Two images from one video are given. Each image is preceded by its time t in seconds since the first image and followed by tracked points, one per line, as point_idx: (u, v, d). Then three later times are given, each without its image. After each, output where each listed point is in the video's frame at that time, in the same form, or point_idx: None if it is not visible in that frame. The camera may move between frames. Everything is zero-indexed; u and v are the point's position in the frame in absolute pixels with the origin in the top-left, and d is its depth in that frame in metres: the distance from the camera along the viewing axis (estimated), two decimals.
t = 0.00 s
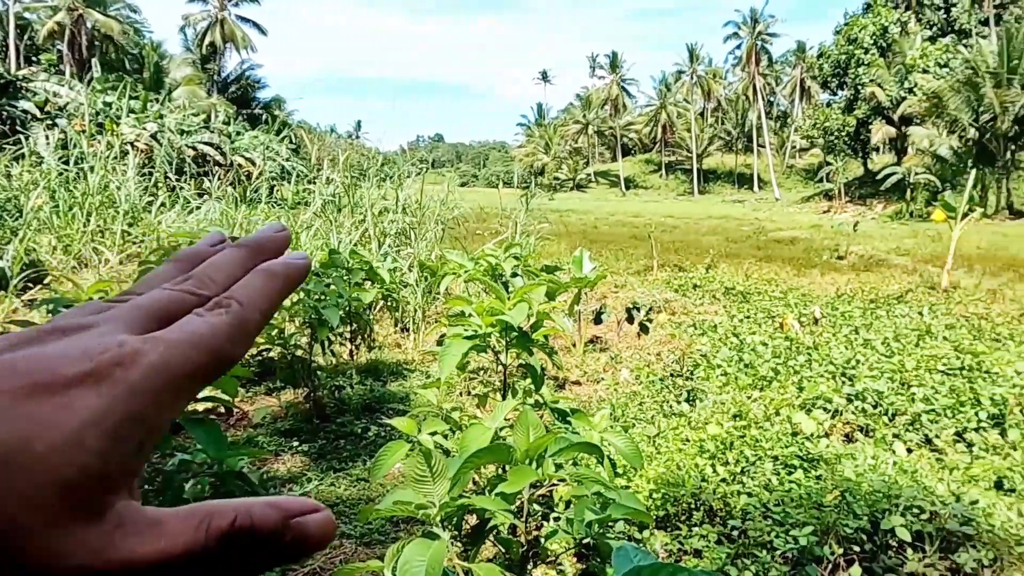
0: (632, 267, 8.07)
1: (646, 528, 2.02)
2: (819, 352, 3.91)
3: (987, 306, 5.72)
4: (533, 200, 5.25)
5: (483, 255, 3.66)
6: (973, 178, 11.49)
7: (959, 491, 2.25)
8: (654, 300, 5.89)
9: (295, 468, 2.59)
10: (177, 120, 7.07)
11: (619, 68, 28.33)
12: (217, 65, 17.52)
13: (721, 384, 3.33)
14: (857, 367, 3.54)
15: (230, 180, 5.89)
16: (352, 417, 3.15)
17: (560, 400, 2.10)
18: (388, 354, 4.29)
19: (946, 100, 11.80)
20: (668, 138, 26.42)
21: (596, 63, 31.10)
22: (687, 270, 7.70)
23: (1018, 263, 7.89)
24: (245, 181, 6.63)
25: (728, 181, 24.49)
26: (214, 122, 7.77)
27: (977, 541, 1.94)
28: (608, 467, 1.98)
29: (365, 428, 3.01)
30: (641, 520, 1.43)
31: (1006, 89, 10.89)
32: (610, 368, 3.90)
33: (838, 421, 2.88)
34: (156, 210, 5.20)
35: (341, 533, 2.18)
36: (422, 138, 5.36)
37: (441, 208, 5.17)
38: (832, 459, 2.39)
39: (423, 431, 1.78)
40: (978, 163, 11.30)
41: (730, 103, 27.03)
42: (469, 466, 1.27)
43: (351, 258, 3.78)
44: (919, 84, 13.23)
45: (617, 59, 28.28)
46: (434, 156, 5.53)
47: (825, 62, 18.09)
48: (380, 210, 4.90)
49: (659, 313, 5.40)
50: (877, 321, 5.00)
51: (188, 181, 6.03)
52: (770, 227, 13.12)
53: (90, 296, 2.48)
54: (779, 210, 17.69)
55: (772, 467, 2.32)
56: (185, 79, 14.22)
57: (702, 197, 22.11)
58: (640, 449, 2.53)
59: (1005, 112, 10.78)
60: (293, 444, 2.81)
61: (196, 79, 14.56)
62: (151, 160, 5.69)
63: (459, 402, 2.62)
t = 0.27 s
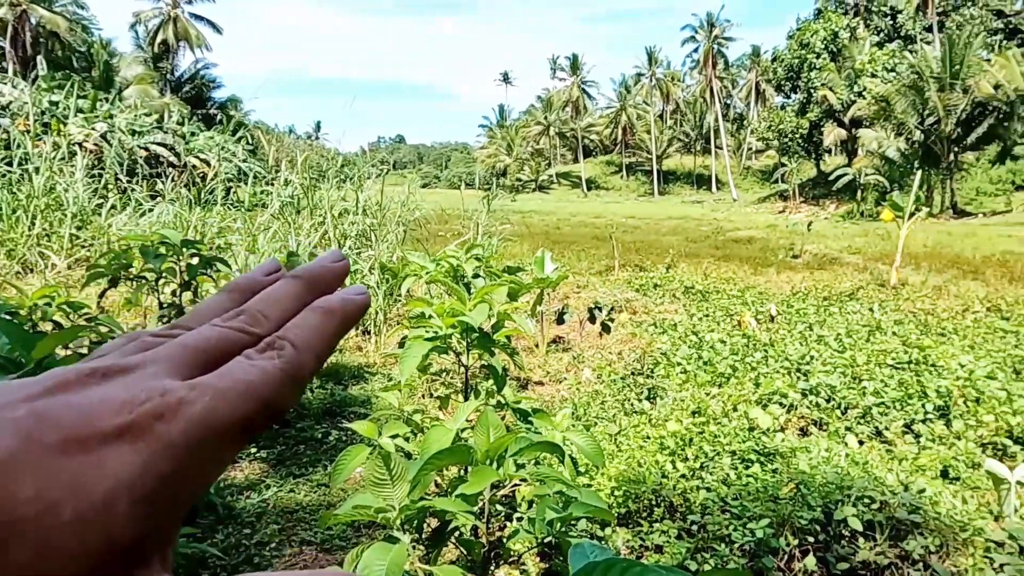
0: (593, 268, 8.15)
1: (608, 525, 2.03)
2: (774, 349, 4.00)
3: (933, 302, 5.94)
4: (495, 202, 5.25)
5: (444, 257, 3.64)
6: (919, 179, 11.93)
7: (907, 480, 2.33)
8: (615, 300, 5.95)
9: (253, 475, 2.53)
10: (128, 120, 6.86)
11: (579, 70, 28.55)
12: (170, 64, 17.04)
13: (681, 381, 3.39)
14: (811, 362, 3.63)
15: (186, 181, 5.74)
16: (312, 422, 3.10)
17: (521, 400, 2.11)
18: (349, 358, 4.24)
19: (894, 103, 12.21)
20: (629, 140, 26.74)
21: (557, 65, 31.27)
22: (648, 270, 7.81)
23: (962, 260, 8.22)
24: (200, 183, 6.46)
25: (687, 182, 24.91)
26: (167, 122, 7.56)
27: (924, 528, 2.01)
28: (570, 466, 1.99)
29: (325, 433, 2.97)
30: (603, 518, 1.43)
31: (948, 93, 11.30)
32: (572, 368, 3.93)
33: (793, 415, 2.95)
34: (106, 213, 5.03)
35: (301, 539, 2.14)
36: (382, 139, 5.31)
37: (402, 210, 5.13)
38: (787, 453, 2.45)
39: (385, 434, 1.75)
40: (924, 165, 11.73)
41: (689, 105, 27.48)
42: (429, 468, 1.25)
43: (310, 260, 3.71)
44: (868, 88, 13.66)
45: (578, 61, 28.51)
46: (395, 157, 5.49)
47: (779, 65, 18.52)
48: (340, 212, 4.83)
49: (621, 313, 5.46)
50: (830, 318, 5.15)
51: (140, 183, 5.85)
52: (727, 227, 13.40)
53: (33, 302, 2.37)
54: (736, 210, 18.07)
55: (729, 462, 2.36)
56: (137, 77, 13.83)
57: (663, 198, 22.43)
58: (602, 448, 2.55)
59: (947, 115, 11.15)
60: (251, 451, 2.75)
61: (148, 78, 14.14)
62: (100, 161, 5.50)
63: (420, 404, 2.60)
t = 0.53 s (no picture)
0: (556, 269, 8.17)
1: (567, 524, 2.05)
2: (731, 346, 4.09)
3: (882, 298, 6.14)
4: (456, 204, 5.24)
5: (404, 258, 3.62)
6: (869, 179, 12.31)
7: (856, 471, 2.41)
8: (577, 300, 5.98)
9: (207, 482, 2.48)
10: (75, 119, 6.61)
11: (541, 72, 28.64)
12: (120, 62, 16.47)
13: (640, 379, 3.43)
14: (766, 359, 3.72)
15: (137, 183, 5.57)
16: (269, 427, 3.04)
17: (480, 401, 2.11)
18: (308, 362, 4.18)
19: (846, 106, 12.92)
20: (590, 141, 26.96)
21: (518, 67, 31.31)
22: (609, 270, 7.87)
23: (909, 258, 8.51)
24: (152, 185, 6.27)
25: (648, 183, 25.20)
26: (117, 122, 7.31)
27: (871, 517, 2.08)
28: (529, 465, 2.00)
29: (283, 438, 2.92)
30: (561, 516, 1.44)
31: (895, 97, 11.87)
32: (534, 368, 3.94)
33: (747, 411, 3.02)
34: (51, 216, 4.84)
35: (258, 547, 2.10)
36: (342, 140, 5.25)
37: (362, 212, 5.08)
38: (742, 447, 2.50)
39: (342, 437, 1.73)
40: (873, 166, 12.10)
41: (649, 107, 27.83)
42: (385, 470, 1.24)
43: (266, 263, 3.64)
44: (821, 91, 14.04)
45: (539, 63, 28.61)
46: (355, 159, 5.43)
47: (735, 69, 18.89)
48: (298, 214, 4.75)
49: (582, 313, 5.49)
50: (785, 315, 5.28)
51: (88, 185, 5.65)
52: (687, 227, 13.62)
53: None
54: (696, 211, 18.36)
55: (686, 457, 2.40)
56: (84, 76, 13.35)
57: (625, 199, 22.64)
58: (561, 446, 2.57)
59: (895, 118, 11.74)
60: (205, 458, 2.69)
61: (97, 76, 13.66)
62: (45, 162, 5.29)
63: (380, 408, 2.58)
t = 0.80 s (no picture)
0: (521, 269, 8.22)
1: (530, 522, 2.07)
2: (692, 344, 4.15)
3: (837, 296, 6.32)
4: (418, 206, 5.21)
5: (366, 260, 3.57)
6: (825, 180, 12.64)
7: (810, 463, 2.48)
8: (541, 300, 6.02)
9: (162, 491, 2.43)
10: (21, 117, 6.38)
11: (505, 72, 28.66)
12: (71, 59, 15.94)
13: (602, 378, 3.47)
14: (726, 356, 3.79)
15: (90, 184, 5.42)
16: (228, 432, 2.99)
17: (442, 402, 2.11)
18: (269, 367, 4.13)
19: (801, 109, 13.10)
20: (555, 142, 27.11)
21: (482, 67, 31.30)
22: (573, 270, 7.93)
23: (863, 256, 8.77)
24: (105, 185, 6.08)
25: (612, 184, 25.46)
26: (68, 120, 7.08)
27: (824, 508, 2.14)
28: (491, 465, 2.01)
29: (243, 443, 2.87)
30: (522, 514, 1.44)
31: (849, 100, 12.17)
32: (498, 368, 3.95)
33: (707, 407, 3.09)
34: None
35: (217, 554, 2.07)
36: (303, 141, 5.17)
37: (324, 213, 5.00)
38: (700, 443, 2.55)
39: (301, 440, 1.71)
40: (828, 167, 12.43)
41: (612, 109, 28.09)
42: (343, 472, 1.24)
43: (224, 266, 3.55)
44: (778, 94, 14.37)
45: (503, 64, 28.64)
46: (317, 160, 5.36)
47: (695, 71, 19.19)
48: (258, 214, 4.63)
49: (547, 313, 5.52)
50: (744, 313, 5.39)
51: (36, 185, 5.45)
52: (650, 227, 13.80)
53: None
54: (659, 211, 18.62)
55: (646, 454, 2.44)
56: (33, 73, 12.91)
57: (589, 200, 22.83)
58: (524, 446, 2.59)
59: (849, 121, 12.09)
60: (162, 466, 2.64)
61: (47, 73, 13.22)
62: None
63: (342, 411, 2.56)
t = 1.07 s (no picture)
0: (502, 269, 8.24)
1: (510, 521, 2.08)
2: (671, 343, 4.19)
3: (813, 294, 6.41)
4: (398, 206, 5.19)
5: (345, 261, 3.55)
6: (802, 180, 12.81)
7: (785, 460, 2.51)
8: (522, 300, 6.03)
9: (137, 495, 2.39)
10: None
11: (486, 73, 28.66)
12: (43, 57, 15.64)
13: (582, 377, 3.49)
14: (704, 354, 3.83)
15: (64, 185, 5.33)
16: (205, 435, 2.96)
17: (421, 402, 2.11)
18: (248, 368, 4.10)
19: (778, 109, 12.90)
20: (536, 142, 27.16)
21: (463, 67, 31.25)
22: (554, 270, 7.96)
23: (839, 255, 8.90)
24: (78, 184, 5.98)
25: (593, 184, 25.59)
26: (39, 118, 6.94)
27: (799, 503, 2.18)
28: (470, 465, 2.02)
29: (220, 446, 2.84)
30: (498, 511, 1.45)
31: (826, 101, 12.13)
32: (478, 368, 3.96)
33: (685, 406, 3.12)
34: None
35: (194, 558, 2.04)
36: (281, 141, 5.12)
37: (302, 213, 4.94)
38: (678, 440, 2.58)
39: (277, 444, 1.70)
40: (805, 167, 12.59)
41: (592, 109, 28.18)
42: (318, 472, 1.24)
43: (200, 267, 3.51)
44: (756, 96, 14.54)
45: (484, 64, 28.61)
46: (296, 160, 5.32)
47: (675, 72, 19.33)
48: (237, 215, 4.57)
49: (527, 313, 5.53)
50: (722, 312, 5.45)
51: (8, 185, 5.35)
52: (631, 227, 13.90)
53: None
54: (639, 211, 18.75)
55: (624, 452, 2.46)
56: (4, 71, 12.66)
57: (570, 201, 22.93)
58: (503, 445, 2.60)
59: (826, 121, 12.15)
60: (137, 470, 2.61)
61: (19, 71, 12.97)
62: None
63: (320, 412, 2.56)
